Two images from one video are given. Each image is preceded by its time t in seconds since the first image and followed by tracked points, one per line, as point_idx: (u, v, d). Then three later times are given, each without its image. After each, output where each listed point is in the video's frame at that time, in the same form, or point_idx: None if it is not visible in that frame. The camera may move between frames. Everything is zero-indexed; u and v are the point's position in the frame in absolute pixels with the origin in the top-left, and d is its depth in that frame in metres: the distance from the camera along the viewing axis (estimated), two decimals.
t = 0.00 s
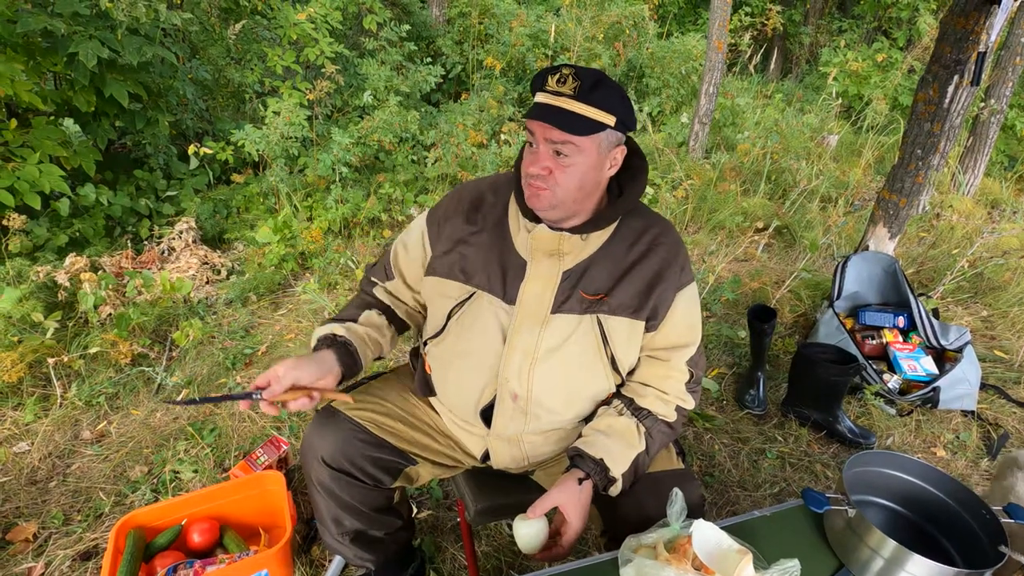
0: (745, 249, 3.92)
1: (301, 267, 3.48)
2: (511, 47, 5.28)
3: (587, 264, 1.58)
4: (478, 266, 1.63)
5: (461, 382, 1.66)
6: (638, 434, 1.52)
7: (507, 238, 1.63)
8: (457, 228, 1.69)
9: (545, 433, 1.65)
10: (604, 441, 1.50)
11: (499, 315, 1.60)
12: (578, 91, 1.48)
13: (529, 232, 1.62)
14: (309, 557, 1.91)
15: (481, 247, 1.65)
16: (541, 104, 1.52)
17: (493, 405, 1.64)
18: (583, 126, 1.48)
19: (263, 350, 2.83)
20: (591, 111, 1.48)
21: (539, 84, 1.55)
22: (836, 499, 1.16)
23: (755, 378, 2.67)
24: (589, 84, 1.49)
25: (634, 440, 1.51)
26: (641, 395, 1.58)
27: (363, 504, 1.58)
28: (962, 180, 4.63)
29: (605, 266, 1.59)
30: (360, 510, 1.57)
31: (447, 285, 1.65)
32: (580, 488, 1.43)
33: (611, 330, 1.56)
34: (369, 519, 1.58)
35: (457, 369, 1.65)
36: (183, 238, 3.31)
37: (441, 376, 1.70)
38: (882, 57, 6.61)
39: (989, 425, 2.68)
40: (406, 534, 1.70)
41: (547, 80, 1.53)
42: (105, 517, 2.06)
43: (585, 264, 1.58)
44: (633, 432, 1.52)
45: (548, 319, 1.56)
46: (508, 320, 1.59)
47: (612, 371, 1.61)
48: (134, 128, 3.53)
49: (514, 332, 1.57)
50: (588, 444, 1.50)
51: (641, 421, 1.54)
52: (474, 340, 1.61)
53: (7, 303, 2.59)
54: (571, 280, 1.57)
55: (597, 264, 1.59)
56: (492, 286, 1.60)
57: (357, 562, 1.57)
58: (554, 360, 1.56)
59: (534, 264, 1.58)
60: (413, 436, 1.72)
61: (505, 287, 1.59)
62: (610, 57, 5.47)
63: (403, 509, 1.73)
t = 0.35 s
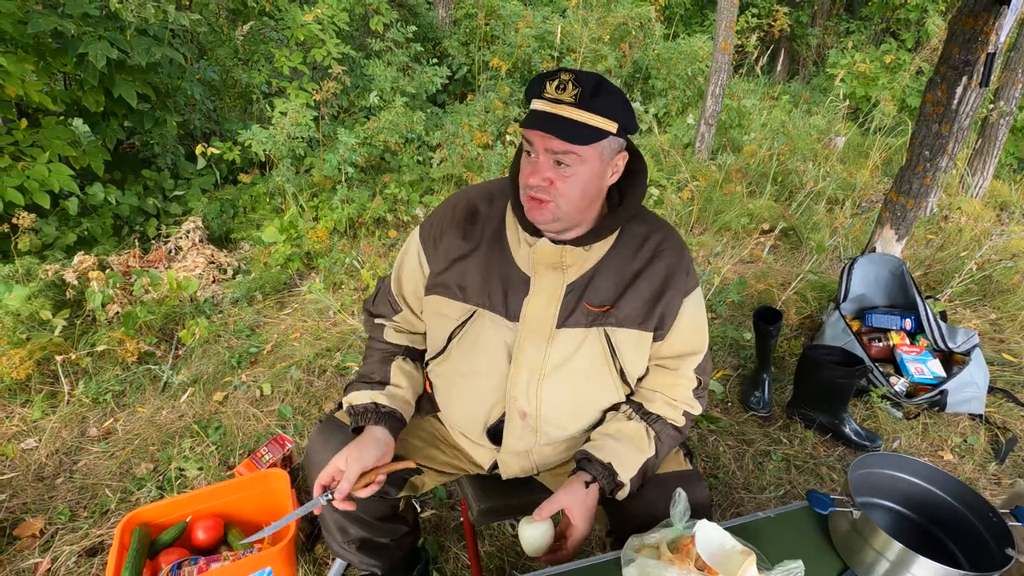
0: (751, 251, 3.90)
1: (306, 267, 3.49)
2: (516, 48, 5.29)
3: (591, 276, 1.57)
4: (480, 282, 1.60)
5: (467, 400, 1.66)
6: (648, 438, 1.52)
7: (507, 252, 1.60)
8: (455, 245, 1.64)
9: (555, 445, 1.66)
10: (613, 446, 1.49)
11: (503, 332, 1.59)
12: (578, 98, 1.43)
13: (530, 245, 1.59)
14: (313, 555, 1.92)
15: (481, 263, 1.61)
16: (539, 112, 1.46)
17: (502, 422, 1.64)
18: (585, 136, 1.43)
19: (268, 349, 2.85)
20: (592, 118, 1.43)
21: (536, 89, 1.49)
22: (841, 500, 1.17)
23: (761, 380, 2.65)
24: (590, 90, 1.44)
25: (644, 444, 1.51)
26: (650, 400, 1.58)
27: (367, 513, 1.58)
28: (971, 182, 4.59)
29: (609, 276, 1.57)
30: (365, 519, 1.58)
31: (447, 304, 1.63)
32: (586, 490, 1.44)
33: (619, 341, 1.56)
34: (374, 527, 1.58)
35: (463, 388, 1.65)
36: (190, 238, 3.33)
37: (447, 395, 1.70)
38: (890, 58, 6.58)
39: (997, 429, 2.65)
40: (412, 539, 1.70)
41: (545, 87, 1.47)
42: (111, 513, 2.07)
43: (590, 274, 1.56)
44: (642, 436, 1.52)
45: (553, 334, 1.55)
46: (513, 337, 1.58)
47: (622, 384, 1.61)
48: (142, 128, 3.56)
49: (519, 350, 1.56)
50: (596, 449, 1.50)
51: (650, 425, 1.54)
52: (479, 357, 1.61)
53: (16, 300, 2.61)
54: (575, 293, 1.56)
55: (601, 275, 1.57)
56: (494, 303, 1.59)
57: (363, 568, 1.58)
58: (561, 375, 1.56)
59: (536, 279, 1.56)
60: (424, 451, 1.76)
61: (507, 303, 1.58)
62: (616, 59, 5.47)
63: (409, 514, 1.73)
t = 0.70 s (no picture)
0: (753, 251, 3.88)
1: (307, 266, 3.50)
2: (519, 48, 5.30)
3: (581, 286, 1.55)
4: (467, 292, 1.59)
5: (457, 409, 1.65)
6: (638, 446, 1.52)
7: (496, 260, 1.59)
8: (441, 252, 1.63)
9: (545, 455, 1.65)
10: (602, 452, 1.50)
11: (491, 341, 1.58)
12: (559, 104, 1.41)
13: (518, 254, 1.58)
14: (310, 553, 1.93)
15: (468, 271, 1.60)
16: (522, 118, 1.45)
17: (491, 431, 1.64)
18: (565, 142, 1.41)
19: (269, 348, 2.86)
20: (572, 124, 1.41)
21: (520, 96, 1.49)
22: (836, 500, 1.16)
23: (761, 380, 2.64)
24: (571, 96, 1.42)
25: (633, 452, 1.51)
26: (641, 408, 1.57)
27: (360, 511, 1.57)
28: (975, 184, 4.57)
29: (600, 285, 1.56)
30: (360, 517, 1.57)
31: (434, 312, 1.62)
32: (568, 494, 1.45)
33: (608, 353, 1.55)
34: (369, 525, 1.58)
35: (453, 397, 1.65)
36: (192, 236, 3.34)
37: (437, 402, 1.70)
38: (894, 59, 6.56)
39: (999, 431, 2.64)
40: (407, 536, 1.70)
41: (528, 92, 1.46)
42: (111, 510, 2.08)
43: (579, 284, 1.55)
44: (633, 444, 1.52)
45: (542, 345, 1.54)
46: (502, 347, 1.57)
47: (611, 395, 1.60)
48: (145, 127, 3.58)
49: (508, 361, 1.56)
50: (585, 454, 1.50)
51: (641, 432, 1.54)
52: (467, 366, 1.60)
53: (18, 298, 2.62)
54: (564, 302, 1.54)
55: (591, 285, 1.55)
56: (481, 313, 1.58)
57: (358, 566, 1.58)
58: (550, 386, 1.56)
59: (525, 288, 1.55)
60: (419, 451, 1.77)
61: (494, 314, 1.57)
62: (619, 59, 5.47)
63: (402, 514, 1.75)
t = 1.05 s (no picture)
0: (754, 252, 3.87)
1: (308, 266, 3.51)
2: (521, 49, 5.31)
3: (571, 288, 1.54)
4: (457, 295, 1.59)
5: (449, 413, 1.65)
6: (632, 448, 1.51)
7: (486, 264, 1.58)
8: (430, 255, 1.63)
9: (538, 458, 1.65)
10: (595, 456, 1.50)
11: (481, 345, 1.58)
12: (535, 102, 1.42)
13: (506, 256, 1.57)
14: (308, 553, 1.93)
15: (458, 275, 1.60)
16: (501, 117, 1.45)
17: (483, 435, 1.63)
18: (541, 140, 1.41)
19: (269, 348, 2.86)
20: (550, 124, 1.40)
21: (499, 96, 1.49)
22: (832, 501, 1.15)
23: (761, 382, 2.64)
24: (546, 94, 1.42)
25: (627, 455, 1.50)
26: (634, 411, 1.57)
27: (358, 512, 1.58)
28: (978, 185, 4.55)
29: (590, 287, 1.55)
30: (357, 517, 1.58)
31: (425, 315, 1.62)
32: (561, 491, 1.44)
33: (600, 356, 1.54)
34: (367, 525, 1.59)
35: (444, 400, 1.64)
36: (193, 237, 3.34)
37: (430, 405, 1.70)
38: (897, 60, 6.54)
39: (1001, 434, 2.63)
40: (405, 536, 1.71)
41: (504, 92, 1.47)
42: (110, 509, 2.09)
43: (569, 287, 1.54)
44: (627, 447, 1.51)
45: (533, 348, 1.53)
46: (493, 350, 1.57)
47: (603, 398, 1.60)
48: (147, 127, 3.59)
49: (499, 365, 1.55)
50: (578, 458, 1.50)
51: (637, 435, 1.53)
52: (459, 370, 1.60)
53: (19, 297, 2.63)
54: (554, 305, 1.54)
55: (580, 287, 1.55)
56: (472, 317, 1.57)
57: (356, 566, 1.58)
58: (542, 389, 1.55)
59: (513, 291, 1.54)
60: (415, 450, 1.77)
61: (485, 317, 1.57)
62: (621, 60, 5.47)
63: (399, 513, 1.75)
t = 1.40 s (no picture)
0: (755, 254, 3.86)
1: (308, 267, 3.52)
2: (522, 51, 5.32)
3: (564, 288, 1.54)
4: (451, 297, 1.59)
5: (443, 414, 1.65)
6: (628, 448, 1.51)
7: (479, 265, 1.58)
8: (424, 257, 1.63)
9: (534, 458, 1.65)
10: (591, 454, 1.50)
11: (475, 345, 1.57)
12: (580, 113, 1.41)
13: (500, 256, 1.56)
14: (306, 554, 1.93)
15: (452, 276, 1.60)
16: (526, 131, 1.39)
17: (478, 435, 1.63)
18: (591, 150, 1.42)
19: (269, 348, 2.86)
20: (583, 126, 1.40)
21: (509, 110, 1.42)
22: (831, 504, 1.16)
23: (761, 383, 2.63)
24: (583, 103, 1.43)
25: (623, 455, 1.50)
26: (630, 411, 1.57)
27: (357, 512, 1.58)
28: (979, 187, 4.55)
29: (583, 287, 1.55)
30: (355, 518, 1.58)
31: (420, 316, 1.62)
32: (557, 483, 1.46)
33: (593, 357, 1.54)
34: (365, 525, 1.59)
35: (439, 401, 1.64)
36: (194, 237, 3.34)
37: (425, 406, 1.69)
38: (898, 62, 6.54)
39: (1002, 436, 2.62)
40: (404, 535, 1.71)
41: (543, 102, 1.39)
42: (108, 510, 2.09)
43: (562, 287, 1.54)
44: (622, 447, 1.51)
45: (526, 348, 1.52)
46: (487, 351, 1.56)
47: (596, 398, 1.60)
48: (148, 128, 3.60)
49: (493, 366, 1.54)
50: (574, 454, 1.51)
51: (633, 435, 1.53)
52: (453, 371, 1.60)
53: (19, 298, 2.63)
54: (548, 306, 1.53)
55: (574, 288, 1.54)
56: (465, 318, 1.57)
57: (354, 566, 1.58)
58: (536, 389, 1.55)
59: (507, 291, 1.54)
60: (412, 448, 1.78)
61: (478, 318, 1.56)
62: (622, 61, 5.47)
63: (397, 514, 1.75)
